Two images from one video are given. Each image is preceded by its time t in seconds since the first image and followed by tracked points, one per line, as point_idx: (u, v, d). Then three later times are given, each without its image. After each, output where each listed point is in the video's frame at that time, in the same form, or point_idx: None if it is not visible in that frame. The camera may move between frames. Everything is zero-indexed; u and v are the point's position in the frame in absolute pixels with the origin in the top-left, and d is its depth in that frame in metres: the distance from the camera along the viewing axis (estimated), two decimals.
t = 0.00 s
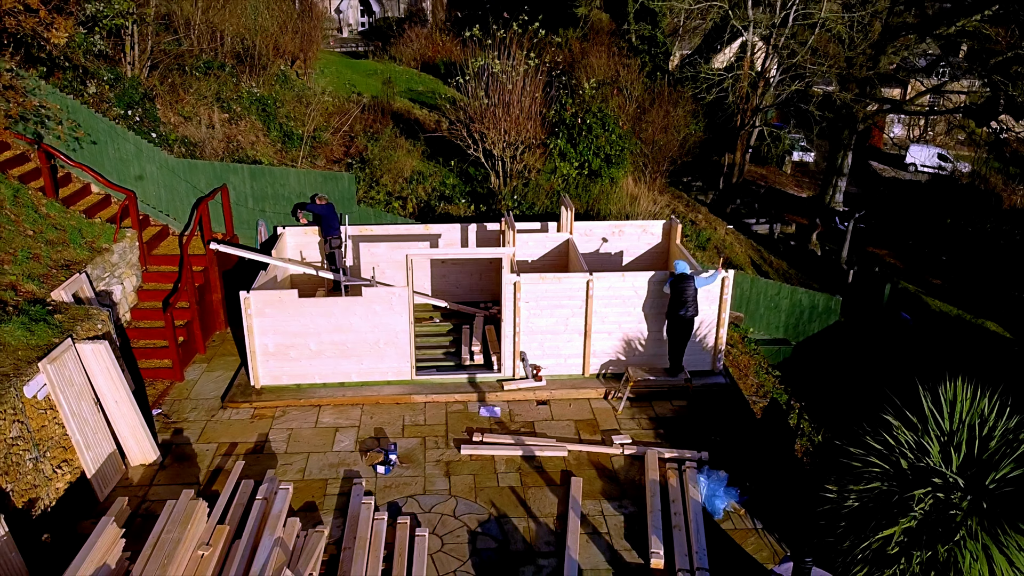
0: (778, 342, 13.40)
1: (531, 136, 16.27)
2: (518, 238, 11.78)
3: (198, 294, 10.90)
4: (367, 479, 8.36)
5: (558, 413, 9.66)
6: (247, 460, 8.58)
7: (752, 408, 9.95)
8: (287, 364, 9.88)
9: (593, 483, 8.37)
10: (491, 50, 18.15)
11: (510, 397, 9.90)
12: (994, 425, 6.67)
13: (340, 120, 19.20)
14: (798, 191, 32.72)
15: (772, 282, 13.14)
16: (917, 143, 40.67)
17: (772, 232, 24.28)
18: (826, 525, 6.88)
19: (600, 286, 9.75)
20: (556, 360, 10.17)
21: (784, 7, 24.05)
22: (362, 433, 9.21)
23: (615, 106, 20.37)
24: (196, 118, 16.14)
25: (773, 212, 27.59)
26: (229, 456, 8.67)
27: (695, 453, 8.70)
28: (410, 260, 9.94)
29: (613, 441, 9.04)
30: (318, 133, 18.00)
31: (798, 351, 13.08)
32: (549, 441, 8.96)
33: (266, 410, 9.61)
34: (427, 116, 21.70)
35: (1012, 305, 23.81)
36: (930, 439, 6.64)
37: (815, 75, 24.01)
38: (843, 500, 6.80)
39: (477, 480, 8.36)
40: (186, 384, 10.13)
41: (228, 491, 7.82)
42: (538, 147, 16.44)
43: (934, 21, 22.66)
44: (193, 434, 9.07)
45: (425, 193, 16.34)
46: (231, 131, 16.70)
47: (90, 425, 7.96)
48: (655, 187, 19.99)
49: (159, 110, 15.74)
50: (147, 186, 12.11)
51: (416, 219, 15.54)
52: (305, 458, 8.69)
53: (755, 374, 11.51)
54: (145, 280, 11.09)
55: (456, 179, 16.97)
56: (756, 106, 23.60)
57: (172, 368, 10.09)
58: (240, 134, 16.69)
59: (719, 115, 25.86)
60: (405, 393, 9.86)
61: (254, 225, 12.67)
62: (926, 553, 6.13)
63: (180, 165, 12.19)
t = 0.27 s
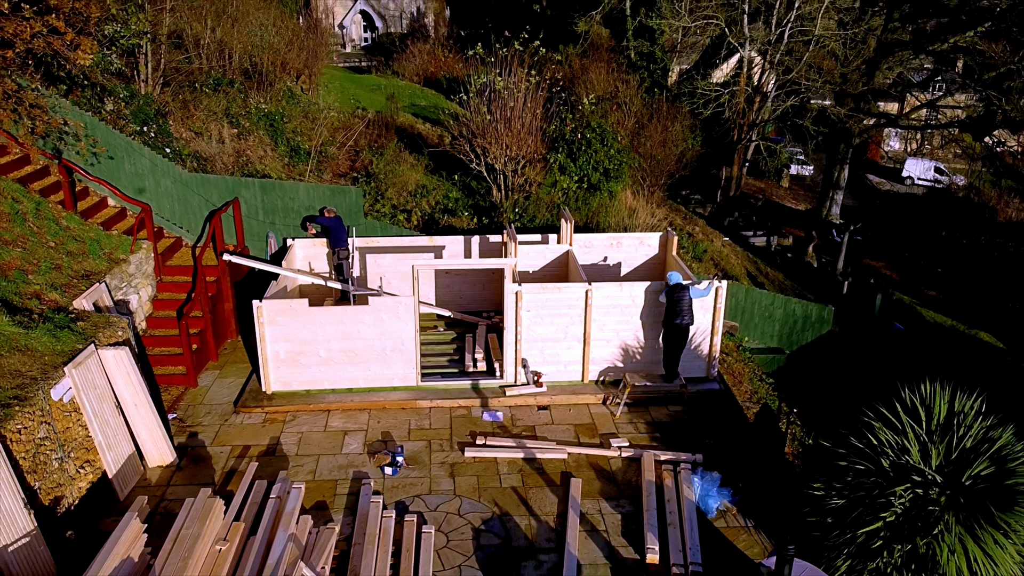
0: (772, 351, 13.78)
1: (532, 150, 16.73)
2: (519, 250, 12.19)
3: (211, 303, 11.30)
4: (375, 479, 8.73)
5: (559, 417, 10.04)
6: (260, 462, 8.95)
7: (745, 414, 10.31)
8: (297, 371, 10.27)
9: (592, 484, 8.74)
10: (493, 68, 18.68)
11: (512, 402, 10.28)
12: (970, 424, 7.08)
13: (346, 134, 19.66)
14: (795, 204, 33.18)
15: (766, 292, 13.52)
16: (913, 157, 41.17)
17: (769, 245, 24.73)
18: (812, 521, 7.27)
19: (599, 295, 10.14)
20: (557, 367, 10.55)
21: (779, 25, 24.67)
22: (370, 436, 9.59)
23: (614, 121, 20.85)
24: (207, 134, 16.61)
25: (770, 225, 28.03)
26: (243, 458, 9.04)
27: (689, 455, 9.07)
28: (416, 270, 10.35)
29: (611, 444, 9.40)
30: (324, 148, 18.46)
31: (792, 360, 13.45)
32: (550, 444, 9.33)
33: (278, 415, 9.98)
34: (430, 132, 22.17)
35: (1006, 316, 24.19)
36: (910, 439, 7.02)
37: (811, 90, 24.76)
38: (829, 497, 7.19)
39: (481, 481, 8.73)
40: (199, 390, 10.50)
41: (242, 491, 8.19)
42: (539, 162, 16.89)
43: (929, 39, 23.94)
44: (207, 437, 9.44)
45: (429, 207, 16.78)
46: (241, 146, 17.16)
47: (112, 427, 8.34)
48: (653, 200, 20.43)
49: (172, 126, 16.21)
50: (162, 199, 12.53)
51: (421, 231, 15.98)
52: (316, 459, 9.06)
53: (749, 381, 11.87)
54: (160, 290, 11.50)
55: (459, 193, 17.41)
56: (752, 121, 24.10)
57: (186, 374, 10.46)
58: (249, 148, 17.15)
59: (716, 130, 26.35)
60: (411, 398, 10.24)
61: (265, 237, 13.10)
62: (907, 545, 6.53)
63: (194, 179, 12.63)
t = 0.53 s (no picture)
0: (767, 355, 14.16)
1: (533, 161, 17.18)
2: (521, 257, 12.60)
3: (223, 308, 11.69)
4: (383, 476, 9.10)
5: (558, 418, 10.42)
6: (273, 459, 9.33)
7: (738, 414, 10.69)
8: (307, 373, 10.67)
9: (591, 480, 9.11)
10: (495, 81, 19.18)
11: (513, 404, 10.67)
12: (947, 420, 7.47)
13: (351, 145, 20.13)
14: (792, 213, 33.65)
15: (760, 299, 13.91)
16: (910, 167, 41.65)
17: (766, 253, 25.16)
18: (801, 514, 7.69)
19: (598, 300, 10.53)
20: (557, 370, 10.95)
21: (774, 38, 25.21)
22: (377, 436, 9.97)
23: (613, 132, 21.34)
24: (217, 145, 17.07)
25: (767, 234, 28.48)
26: (256, 456, 9.43)
27: (684, 454, 9.44)
28: (421, 276, 10.76)
29: (609, 443, 9.79)
30: (330, 158, 18.92)
31: (786, 364, 13.83)
32: (550, 443, 9.71)
33: (289, 415, 10.38)
34: (433, 143, 22.67)
35: (999, 324, 24.58)
36: (891, 435, 7.41)
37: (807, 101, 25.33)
38: (816, 492, 7.60)
39: (484, 478, 9.11)
40: (212, 392, 10.88)
41: (257, 487, 8.58)
42: (539, 172, 17.33)
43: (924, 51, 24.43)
44: (221, 437, 9.83)
45: (432, 216, 17.21)
46: (249, 157, 17.63)
47: (133, 425, 8.73)
48: (651, 209, 20.88)
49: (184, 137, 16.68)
50: (176, 208, 12.97)
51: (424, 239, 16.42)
52: (325, 458, 9.44)
53: (744, 384, 12.25)
54: (174, 295, 11.90)
55: (462, 203, 17.86)
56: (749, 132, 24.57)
57: (200, 377, 10.84)
58: (257, 159, 17.62)
59: (713, 140, 26.82)
60: (417, 399, 10.63)
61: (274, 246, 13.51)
62: (888, 536, 6.95)
63: (206, 190, 13.05)
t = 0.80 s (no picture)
0: (760, 358, 14.58)
1: (533, 170, 17.64)
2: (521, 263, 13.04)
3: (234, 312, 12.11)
4: (390, 472, 9.51)
5: (557, 417, 10.84)
6: (283, 456, 9.75)
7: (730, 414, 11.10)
8: (316, 374, 11.09)
9: (589, 475, 9.53)
10: (496, 92, 19.68)
11: (514, 404, 11.09)
12: (925, 414, 7.92)
13: (355, 155, 20.59)
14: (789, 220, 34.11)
15: (753, 303, 14.34)
16: (906, 175, 42.16)
17: (762, 260, 25.62)
18: (789, 506, 8.13)
19: (595, 304, 10.96)
20: (556, 371, 11.37)
21: (769, 50, 25.77)
22: (384, 434, 10.39)
23: (611, 142, 21.82)
24: (226, 154, 17.53)
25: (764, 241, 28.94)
26: (267, 453, 9.84)
27: (678, 451, 9.85)
28: (426, 281, 11.20)
29: (606, 441, 10.20)
30: (335, 167, 19.37)
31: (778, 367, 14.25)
32: (550, 441, 10.12)
33: (298, 415, 10.80)
34: (435, 152, 23.13)
35: (992, 329, 25.02)
36: (872, 430, 7.85)
37: (801, 110, 25.83)
38: (802, 484, 8.04)
39: (487, 474, 9.52)
40: (224, 392, 11.29)
41: (270, 481, 9.00)
42: (539, 180, 17.79)
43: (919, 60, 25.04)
44: (234, 435, 10.24)
45: (435, 224, 17.66)
46: (256, 165, 18.09)
47: (151, 421, 9.14)
48: (648, 217, 21.34)
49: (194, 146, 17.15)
50: (188, 216, 13.42)
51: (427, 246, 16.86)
52: (334, 455, 9.86)
53: (737, 386, 12.67)
54: (187, 300, 12.32)
55: (463, 210, 18.30)
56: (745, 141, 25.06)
57: (212, 378, 11.25)
58: (264, 168, 18.08)
59: (709, 149, 27.31)
60: (422, 399, 11.05)
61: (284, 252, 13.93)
62: (869, 525, 7.39)
63: (218, 198, 13.48)
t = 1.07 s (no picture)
0: (754, 361, 15.00)
1: (533, 178, 18.12)
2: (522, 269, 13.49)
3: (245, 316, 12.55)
4: (396, 469, 9.94)
5: (557, 417, 11.26)
6: (294, 453, 10.17)
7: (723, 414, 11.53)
8: (324, 376, 11.52)
9: (587, 472, 9.95)
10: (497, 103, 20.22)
11: (515, 404, 11.51)
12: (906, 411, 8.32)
13: (359, 163, 21.07)
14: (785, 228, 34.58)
15: (747, 308, 14.77)
16: (901, 183, 42.71)
17: (758, 266, 26.08)
18: (778, 499, 8.59)
19: (593, 308, 11.40)
20: (556, 373, 11.81)
21: (764, 61, 26.35)
22: (390, 433, 10.81)
23: (609, 151, 22.33)
24: (234, 163, 18.00)
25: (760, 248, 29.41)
26: (279, 450, 10.26)
27: (673, 449, 10.28)
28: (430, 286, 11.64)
29: (604, 439, 10.63)
30: (340, 176, 19.83)
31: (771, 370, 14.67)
32: (549, 439, 10.55)
33: (307, 414, 11.22)
34: (436, 161, 23.62)
35: (984, 334, 25.47)
36: (854, 426, 8.29)
37: (796, 119, 26.34)
38: (789, 479, 8.48)
39: (489, 470, 9.95)
40: (236, 393, 11.71)
41: (281, 477, 9.41)
42: (539, 189, 18.25)
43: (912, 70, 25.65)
44: (246, 434, 10.66)
45: (438, 231, 18.13)
46: (264, 174, 18.56)
47: (168, 419, 9.56)
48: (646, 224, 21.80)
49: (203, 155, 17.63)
50: (200, 223, 13.90)
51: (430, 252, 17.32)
52: (343, 452, 10.28)
53: (730, 387, 13.09)
54: (199, 304, 12.75)
55: (465, 218, 18.76)
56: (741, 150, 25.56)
57: (224, 380, 11.67)
58: (271, 176, 18.54)
59: (706, 157, 27.81)
60: (426, 400, 11.48)
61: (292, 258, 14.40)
62: (851, 516, 7.84)
63: (228, 206, 13.96)
